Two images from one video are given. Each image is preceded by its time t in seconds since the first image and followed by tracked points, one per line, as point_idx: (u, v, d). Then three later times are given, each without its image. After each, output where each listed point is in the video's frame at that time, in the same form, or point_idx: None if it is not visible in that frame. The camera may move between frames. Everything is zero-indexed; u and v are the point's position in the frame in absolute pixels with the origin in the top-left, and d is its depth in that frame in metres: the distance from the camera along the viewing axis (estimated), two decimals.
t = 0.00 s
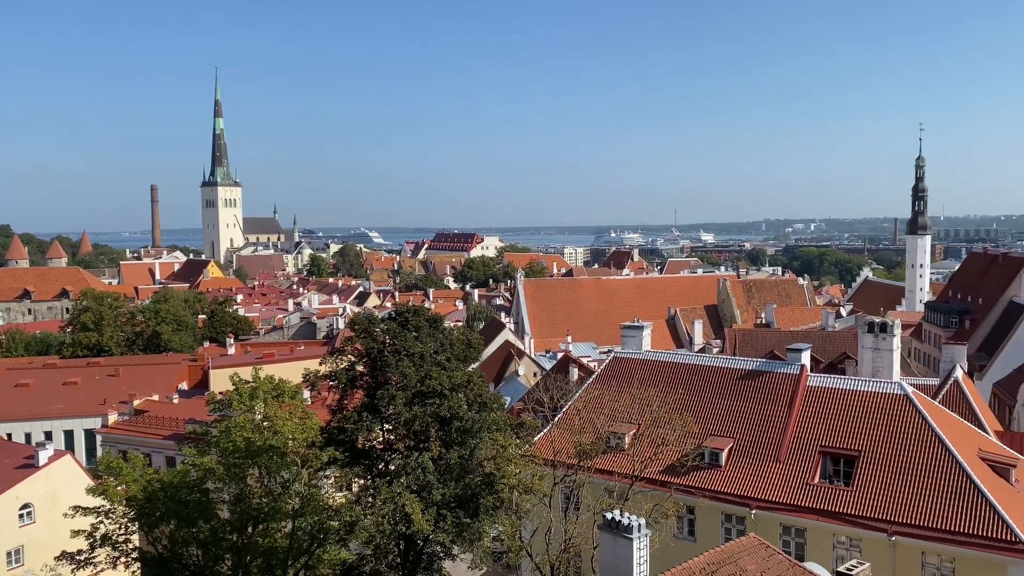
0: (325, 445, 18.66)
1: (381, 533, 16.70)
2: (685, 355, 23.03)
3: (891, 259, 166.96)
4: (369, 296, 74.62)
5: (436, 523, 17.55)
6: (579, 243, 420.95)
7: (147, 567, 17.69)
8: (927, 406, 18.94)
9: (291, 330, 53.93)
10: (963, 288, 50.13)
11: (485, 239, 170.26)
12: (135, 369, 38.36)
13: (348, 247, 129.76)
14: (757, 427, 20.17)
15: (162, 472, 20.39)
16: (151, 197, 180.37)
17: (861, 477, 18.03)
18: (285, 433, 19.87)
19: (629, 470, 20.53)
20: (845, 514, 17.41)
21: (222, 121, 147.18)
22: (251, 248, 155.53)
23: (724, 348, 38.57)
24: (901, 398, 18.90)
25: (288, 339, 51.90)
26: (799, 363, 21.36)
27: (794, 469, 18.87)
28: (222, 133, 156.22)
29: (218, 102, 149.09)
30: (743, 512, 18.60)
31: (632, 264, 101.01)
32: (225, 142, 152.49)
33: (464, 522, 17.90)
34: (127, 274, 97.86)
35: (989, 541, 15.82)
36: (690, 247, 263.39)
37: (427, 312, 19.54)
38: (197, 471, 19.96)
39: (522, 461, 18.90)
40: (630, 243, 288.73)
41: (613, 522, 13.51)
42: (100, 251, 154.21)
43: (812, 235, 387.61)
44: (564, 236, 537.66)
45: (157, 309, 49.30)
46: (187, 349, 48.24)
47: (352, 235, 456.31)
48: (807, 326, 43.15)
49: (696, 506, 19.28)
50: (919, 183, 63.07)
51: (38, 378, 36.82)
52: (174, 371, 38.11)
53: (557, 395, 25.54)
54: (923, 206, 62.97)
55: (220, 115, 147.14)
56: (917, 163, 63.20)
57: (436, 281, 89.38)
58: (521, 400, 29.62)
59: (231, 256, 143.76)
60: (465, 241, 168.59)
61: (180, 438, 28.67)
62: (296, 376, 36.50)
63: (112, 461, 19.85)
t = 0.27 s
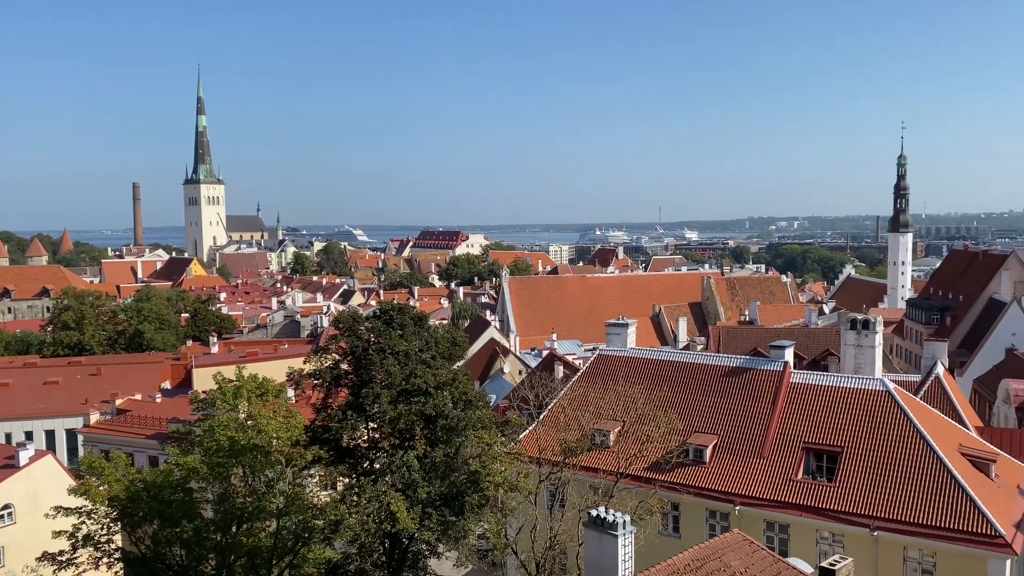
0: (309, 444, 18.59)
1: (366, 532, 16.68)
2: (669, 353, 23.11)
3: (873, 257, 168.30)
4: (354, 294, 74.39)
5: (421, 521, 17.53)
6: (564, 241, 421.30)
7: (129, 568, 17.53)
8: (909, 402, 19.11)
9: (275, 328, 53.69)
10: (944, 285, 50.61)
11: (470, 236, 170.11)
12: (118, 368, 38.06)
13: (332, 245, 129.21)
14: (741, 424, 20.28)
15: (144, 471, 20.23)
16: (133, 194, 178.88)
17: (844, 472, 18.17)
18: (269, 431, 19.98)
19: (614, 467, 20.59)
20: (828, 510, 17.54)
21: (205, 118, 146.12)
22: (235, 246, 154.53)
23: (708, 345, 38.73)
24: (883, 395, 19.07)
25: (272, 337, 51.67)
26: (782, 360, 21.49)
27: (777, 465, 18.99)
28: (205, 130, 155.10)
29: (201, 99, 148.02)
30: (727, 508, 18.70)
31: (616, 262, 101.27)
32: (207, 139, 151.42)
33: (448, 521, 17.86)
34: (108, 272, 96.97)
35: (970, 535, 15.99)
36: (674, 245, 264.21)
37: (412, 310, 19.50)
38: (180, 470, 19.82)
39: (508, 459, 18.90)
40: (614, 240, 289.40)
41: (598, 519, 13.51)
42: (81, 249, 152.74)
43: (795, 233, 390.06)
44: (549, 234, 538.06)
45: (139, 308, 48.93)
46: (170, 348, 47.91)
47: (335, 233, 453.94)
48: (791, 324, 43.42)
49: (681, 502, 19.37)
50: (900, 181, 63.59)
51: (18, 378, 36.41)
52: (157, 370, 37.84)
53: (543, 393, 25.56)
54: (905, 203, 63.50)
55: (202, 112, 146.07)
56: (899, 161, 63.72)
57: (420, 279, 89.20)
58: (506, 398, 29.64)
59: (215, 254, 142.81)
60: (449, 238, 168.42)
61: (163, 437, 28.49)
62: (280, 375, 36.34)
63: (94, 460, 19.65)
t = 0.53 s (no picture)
0: (294, 443, 18.47)
1: (351, 530, 16.64)
2: (654, 350, 23.18)
3: (856, 254, 169.58)
4: (338, 292, 74.11)
5: (406, 519, 17.50)
6: (549, 239, 421.60)
7: (112, 568, 17.39)
8: (891, 399, 19.27)
9: (259, 326, 53.41)
10: (925, 282, 51.13)
11: (455, 234, 169.86)
12: (100, 367, 37.76)
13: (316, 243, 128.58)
14: (725, 420, 20.38)
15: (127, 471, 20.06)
16: (115, 192, 177.39)
17: (827, 468, 18.30)
18: (253, 430, 19.42)
19: (599, 464, 20.65)
20: (811, 505, 17.67)
21: (188, 115, 145.04)
22: (218, 244, 153.56)
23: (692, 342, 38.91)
24: (865, 391, 19.23)
25: (255, 336, 51.38)
26: (766, 356, 21.60)
27: (761, 461, 19.11)
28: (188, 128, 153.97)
29: (184, 96, 146.96)
30: (711, 504, 18.81)
31: (601, 259, 101.48)
32: (190, 136, 150.34)
33: (434, 518, 17.83)
34: (90, 270, 96.08)
35: (951, 529, 16.18)
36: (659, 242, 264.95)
37: (397, 308, 19.45)
38: (163, 469, 19.68)
39: (493, 457, 18.89)
40: (599, 238, 289.97)
41: (584, 516, 13.60)
42: (62, 247, 151.27)
43: (779, 231, 392.36)
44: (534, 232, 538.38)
45: (121, 306, 48.55)
46: (153, 347, 47.58)
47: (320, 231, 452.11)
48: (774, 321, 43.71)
49: (665, 499, 19.48)
50: (882, 179, 64.12)
51: None
52: (140, 369, 37.58)
53: (528, 390, 25.58)
54: (887, 201, 64.03)
55: (185, 109, 144.98)
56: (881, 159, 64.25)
57: (405, 277, 89.04)
58: (492, 396, 29.64)
59: (198, 252, 141.85)
60: (434, 236, 168.19)
61: (146, 436, 28.29)
62: (264, 373, 36.17)
63: (76, 460, 19.45)
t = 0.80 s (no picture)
0: (278, 442, 18.37)
1: (337, 529, 16.60)
2: (638, 347, 23.27)
3: (839, 251, 170.83)
4: (323, 290, 73.82)
5: (392, 517, 17.46)
6: (534, 236, 421.80)
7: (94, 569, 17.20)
8: (873, 395, 19.42)
9: (243, 325, 53.13)
10: (907, 279, 51.58)
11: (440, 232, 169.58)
12: (81, 366, 37.42)
13: (300, 241, 127.92)
14: (709, 417, 20.49)
15: (110, 471, 19.91)
16: (97, 189, 175.82)
17: (810, 464, 18.43)
18: (237, 428, 19.84)
19: (584, 461, 20.72)
20: (794, 501, 17.81)
21: (170, 113, 143.91)
22: (201, 242, 152.55)
23: (676, 340, 39.05)
24: (847, 387, 19.37)
25: (239, 334, 51.11)
26: (750, 353, 21.71)
27: (745, 457, 19.23)
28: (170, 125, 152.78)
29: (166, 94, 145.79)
30: (696, 500, 18.91)
31: (587, 257, 101.66)
32: (173, 134, 149.20)
33: (420, 516, 17.87)
34: (71, 269, 95.16)
35: (932, 524, 16.36)
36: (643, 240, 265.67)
37: (382, 306, 19.41)
38: (146, 469, 19.53)
39: (479, 454, 18.90)
40: (585, 235, 290.48)
41: (570, 512, 13.64)
42: (43, 246, 149.70)
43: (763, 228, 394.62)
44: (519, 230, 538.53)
45: (103, 305, 48.14)
46: (135, 346, 47.22)
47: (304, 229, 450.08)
48: (758, 317, 43.96)
49: (650, 495, 19.58)
50: (865, 177, 64.58)
51: None
52: (122, 368, 37.28)
53: (513, 388, 25.59)
54: (869, 198, 64.49)
55: (167, 106, 143.86)
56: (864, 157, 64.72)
57: (390, 275, 88.81)
58: (477, 393, 29.62)
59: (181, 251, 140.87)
60: (419, 234, 167.85)
61: (129, 436, 28.08)
62: (248, 372, 35.97)
63: (57, 460, 19.25)
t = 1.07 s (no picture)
0: (262, 440, 18.27)
1: (321, 527, 16.54)
2: (623, 344, 23.34)
3: (822, 248, 172.03)
4: (307, 288, 73.51)
5: (377, 516, 17.40)
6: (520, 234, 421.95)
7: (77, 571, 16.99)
8: (856, 390, 19.57)
9: (226, 323, 52.80)
10: (889, 276, 52.01)
11: (425, 229, 169.35)
12: (62, 366, 37.06)
13: (284, 239, 127.27)
14: (693, 413, 20.58)
15: (91, 471, 19.73)
16: (77, 187, 174.19)
17: (793, 459, 18.55)
18: (221, 428, 19.77)
19: (569, 458, 20.76)
20: (777, 496, 17.93)
21: (152, 109, 142.70)
22: (184, 239, 151.52)
23: (661, 337, 39.19)
24: (830, 383, 19.51)
25: (222, 332, 50.81)
26: (734, 349, 21.81)
27: (729, 453, 19.34)
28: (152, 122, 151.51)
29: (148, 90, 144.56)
30: (680, 496, 19.01)
31: (572, 254, 101.82)
32: (154, 131, 147.97)
33: (405, 514, 17.83)
34: (52, 267, 94.20)
35: (914, 518, 16.52)
36: (628, 237, 266.32)
37: (366, 304, 19.36)
38: (129, 469, 19.37)
39: (464, 452, 18.88)
40: (570, 233, 290.84)
41: (555, 510, 13.66)
42: (23, 244, 148.11)
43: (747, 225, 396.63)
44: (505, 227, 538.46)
45: (85, 304, 47.69)
46: (117, 345, 46.82)
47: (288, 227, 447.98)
48: (741, 314, 44.20)
49: (635, 491, 19.65)
50: (847, 174, 65.02)
51: None
52: (104, 367, 36.94)
53: (499, 385, 25.59)
54: (852, 195, 64.94)
55: (149, 103, 142.66)
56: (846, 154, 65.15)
57: (375, 273, 88.55)
58: (462, 391, 29.60)
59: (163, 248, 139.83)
60: (404, 232, 167.43)
61: (111, 435, 27.86)
62: (232, 371, 35.74)
63: (38, 460, 19.07)
